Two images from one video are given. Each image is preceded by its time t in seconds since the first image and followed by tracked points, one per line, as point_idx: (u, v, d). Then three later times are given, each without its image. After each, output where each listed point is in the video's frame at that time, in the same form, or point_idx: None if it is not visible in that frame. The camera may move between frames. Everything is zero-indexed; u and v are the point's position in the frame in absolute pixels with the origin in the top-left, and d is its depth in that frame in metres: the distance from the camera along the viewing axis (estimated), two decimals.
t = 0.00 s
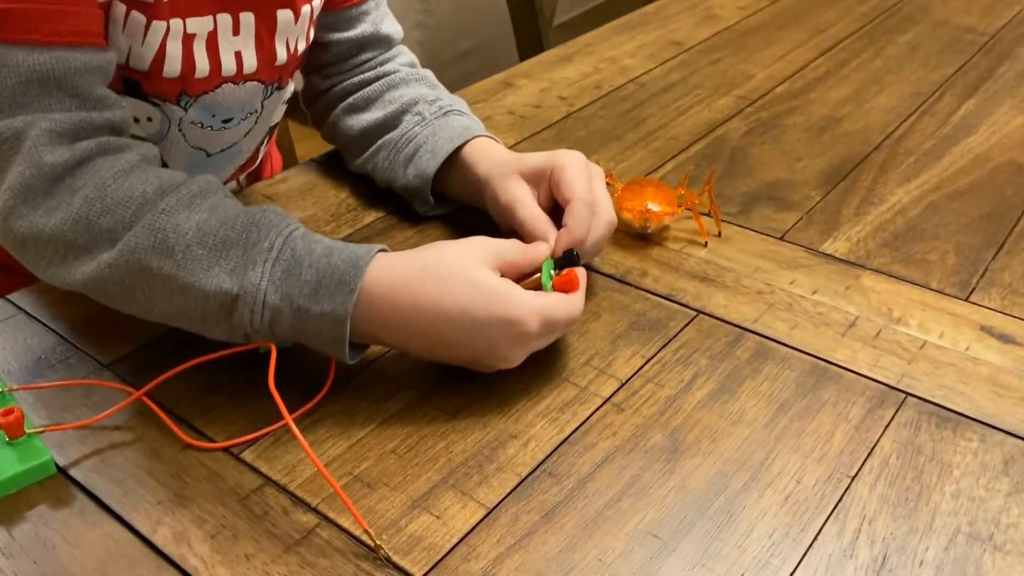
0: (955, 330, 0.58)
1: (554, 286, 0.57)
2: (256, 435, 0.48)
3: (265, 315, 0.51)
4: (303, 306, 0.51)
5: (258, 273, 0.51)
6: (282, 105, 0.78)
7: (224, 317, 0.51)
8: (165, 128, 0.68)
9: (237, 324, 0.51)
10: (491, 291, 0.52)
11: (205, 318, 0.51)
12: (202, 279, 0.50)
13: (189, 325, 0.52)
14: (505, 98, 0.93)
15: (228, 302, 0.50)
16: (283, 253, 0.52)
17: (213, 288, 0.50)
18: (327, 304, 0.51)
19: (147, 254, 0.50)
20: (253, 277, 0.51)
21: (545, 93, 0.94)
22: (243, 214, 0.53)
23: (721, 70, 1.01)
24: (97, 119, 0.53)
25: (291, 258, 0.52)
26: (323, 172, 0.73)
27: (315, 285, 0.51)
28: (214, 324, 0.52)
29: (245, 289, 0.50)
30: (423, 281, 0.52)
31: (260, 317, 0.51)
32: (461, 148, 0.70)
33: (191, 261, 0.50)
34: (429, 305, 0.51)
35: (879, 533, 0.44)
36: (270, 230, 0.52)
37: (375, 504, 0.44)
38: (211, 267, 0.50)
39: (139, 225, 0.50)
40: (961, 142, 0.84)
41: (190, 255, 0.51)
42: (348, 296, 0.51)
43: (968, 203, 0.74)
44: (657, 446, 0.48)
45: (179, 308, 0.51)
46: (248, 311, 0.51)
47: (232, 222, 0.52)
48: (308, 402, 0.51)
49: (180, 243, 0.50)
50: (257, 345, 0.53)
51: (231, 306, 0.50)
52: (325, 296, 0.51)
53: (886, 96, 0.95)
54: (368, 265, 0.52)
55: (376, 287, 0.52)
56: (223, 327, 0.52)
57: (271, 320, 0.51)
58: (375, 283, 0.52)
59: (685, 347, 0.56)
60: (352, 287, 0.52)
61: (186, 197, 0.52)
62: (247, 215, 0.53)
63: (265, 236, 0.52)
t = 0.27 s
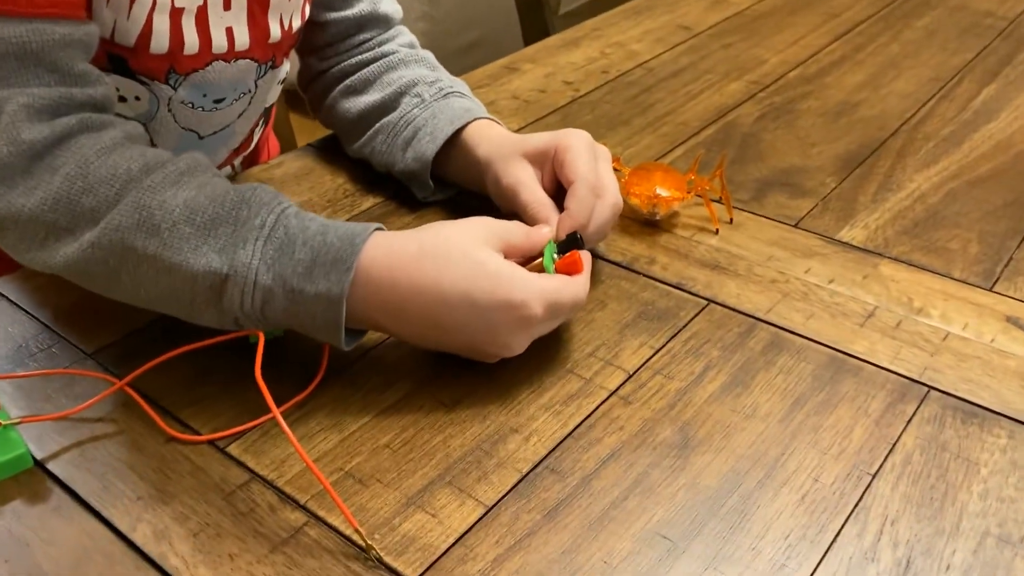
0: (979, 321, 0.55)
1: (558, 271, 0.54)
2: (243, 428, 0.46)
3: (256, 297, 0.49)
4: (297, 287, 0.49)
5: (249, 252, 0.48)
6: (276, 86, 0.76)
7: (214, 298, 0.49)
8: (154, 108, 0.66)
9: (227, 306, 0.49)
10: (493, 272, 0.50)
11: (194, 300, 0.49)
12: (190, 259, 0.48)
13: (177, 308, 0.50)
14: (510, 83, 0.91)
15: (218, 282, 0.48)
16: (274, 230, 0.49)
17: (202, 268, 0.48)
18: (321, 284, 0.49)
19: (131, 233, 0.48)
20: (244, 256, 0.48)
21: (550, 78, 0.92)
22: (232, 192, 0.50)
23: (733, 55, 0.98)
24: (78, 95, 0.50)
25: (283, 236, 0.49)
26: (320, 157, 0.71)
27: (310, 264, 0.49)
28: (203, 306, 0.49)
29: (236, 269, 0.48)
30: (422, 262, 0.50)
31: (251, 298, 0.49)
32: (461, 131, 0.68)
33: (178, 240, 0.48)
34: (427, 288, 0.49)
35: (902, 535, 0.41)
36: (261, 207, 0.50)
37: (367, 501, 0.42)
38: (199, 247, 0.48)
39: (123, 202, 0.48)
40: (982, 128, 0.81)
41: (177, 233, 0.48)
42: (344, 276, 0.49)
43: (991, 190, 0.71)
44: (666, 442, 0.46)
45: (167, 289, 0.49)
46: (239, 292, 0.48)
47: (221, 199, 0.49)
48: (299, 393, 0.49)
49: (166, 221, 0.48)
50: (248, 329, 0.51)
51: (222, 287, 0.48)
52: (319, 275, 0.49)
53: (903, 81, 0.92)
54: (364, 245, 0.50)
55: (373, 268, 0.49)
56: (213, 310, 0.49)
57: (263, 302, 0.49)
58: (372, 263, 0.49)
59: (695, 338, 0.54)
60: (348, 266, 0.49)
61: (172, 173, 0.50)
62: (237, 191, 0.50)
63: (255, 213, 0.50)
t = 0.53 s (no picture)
0: (1009, 308, 0.52)
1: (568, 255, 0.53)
2: (230, 419, 0.44)
3: (254, 242, 0.46)
4: (297, 229, 0.46)
5: (244, 194, 0.46)
6: (272, 62, 0.74)
7: (209, 247, 0.46)
8: (143, 84, 0.64)
9: (224, 256, 0.46)
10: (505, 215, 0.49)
11: (189, 253, 0.46)
12: (182, 205, 0.45)
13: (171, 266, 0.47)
14: (514, 66, 0.88)
15: (213, 229, 0.45)
16: (269, 173, 0.47)
17: (195, 214, 0.45)
18: (323, 225, 0.46)
19: (119, 184, 0.45)
20: (239, 198, 0.45)
21: (556, 61, 0.89)
22: (223, 141, 0.48)
23: (744, 37, 0.95)
24: (59, 62, 0.48)
25: (279, 179, 0.47)
26: (318, 142, 0.70)
27: (308, 206, 0.46)
28: (199, 260, 0.46)
29: (231, 212, 0.45)
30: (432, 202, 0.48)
31: (249, 244, 0.46)
32: (462, 113, 0.65)
33: (168, 187, 0.45)
34: (435, 228, 0.48)
35: (932, 534, 0.38)
36: (253, 152, 0.47)
37: (359, 497, 0.39)
38: (192, 193, 0.45)
39: (109, 155, 0.45)
40: (1006, 108, 0.78)
41: (167, 180, 0.45)
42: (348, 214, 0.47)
43: (1017, 172, 0.68)
44: (678, 435, 0.43)
45: (160, 243, 0.46)
46: (236, 237, 0.45)
47: (212, 147, 0.47)
48: (291, 381, 0.47)
49: (155, 169, 0.45)
50: (246, 285, 0.47)
51: (217, 233, 0.45)
52: (319, 216, 0.46)
53: (922, 61, 0.88)
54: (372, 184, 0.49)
55: (380, 204, 0.48)
56: (207, 262, 0.46)
57: (262, 248, 0.46)
58: (378, 202, 0.48)
59: (708, 326, 0.51)
60: (350, 205, 0.47)
61: (159, 128, 0.48)
62: (227, 141, 0.48)
63: (248, 158, 0.47)
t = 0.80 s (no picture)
0: None
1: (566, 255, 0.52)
2: (225, 417, 0.42)
3: (249, 232, 0.44)
4: (294, 220, 0.45)
5: (240, 183, 0.44)
6: (275, 54, 0.73)
7: (203, 239, 0.44)
8: (142, 74, 0.62)
9: (218, 248, 0.45)
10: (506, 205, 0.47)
11: (182, 244, 0.45)
12: (175, 195, 0.44)
13: (164, 259, 0.46)
14: (519, 58, 0.86)
15: (207, 219, 0.44)
16: (266, 161, 0.46)
17: (189, 203, 0.44)
18: (320, 216, 0.45)
19: (110, 173, 0.43)
20: (234, 187, 0.44)
21: (561, 53, 0.87)
22: (217, 129, 0.46)
23: (754, 29, 0.93)
24: (48, 50, 0.46)
25: (275, 167, 0.46)
26: (318, 134, 0.68)
27: (305, 195, 0.45)
28: (193, 251, 0.45)
29: (226, 201, 0.44)
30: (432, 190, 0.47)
31: (244, 234, 0.44)
32: (466, 103, 0.64)
33: (162, 176, 0.44)
34: (436, 217, 0.46)
35: (957, 538, 0.37)
36: (249, 140, 0.46)
37: (359, 498, 0.38)
38: (185, 182, 0.44)
39: (100, 144, 0.44)
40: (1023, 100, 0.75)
41: (160, 169, 0.44)
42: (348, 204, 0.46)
43: None
44: (690, 434, 0.41)
45: (153, 234, 0.45)
46: (231, 228, 0.44)
47: (206, 135, 0.46)
48: (289, 377, 0.45)
49: (148, 157, 0.44)
50: (241, 277, 0.46)
51: (212, 224, 0.44)
52: (317, 206, 0.45)
53: (936, 52, 0.86)
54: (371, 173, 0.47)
55: (379, 195, 0.46)
56: (201, 254, 0.45)
57: (257, 239, 0.45)
58: (377, 192, 0.46)
59: (719, 322, 0.49)
60: (348, 195, 0.46)
61: (152, 117, 0.46)
62: (222, 129, 0.47)
63: (244, 147, 0.46)
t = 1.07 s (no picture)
0: None
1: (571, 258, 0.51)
2: (222, 414, 0.42)
3: (251, 229, 0.44)
4: (297, 215, 0.44)
5: (242, 179, 0.44)
6: (274, 47, 0.72)
7: (205, 234, 0.44)
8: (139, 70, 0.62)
9: (219, 244, 0.44)
10: (509, 205, 0.46)
11: (183, 240, 0.44)
12: (177, 190, 0.43)
13: (165, 255, 0.45)
14: (521, 53, 0.86)
15: (209, 215, 0.43)
16: (268, 157, 0.45)
17: (191, 199, 0.43)
18: (323, 212, 0.44)
19: (110, 167, 0.43)
20: (237, 182, 0.43)
21: (564, 47, 0.87)
22: (219, 124, 0.46)
23: (758, 23, 0.92)
24: (45, 44, 0.46)
25: (278, 163, 0.45)
26: (319, 129, 0.67)
27: (309, 191, 0.45)
28: (193, 248, 0.44)
29: (228, 197, 0.43)
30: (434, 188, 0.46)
31: (247, 230, 0.44)
32: (468, 91, 0.63)
33: (163, 171, 0.43)
34: (436, 215, 0.45)
35: (969, 537, 0.36)
36: (251, 137, 0.45)
37: (359, 496, 0.37)
38: (187, 177, 0.43)
39: (100, 138, 0.43)
40: None
41: (161, 164, 0.43)
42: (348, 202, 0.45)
43: None
44: (696, 431, 0.41)
45: (153, 230, 0.44)
46: (233, 224, 0.43)
47: (208, 131, 0.45)
48: (288, 374, 0.45)
49: (149, 152, 0.43)
50: (241, 274, 0.45)
51: (214, 219, 0.43)
52: (319, 203, 0.45)
53: (943, 46, 0.85)
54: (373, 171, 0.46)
55: (380, 193, 0.45)
56: (202, 250, 0.44)
57: (259, 236, 0.44)
58: (377, 189, 0.46)
59: (725, 318, 0.48)
60: (351, 191, 0.45)
61: (153, 113, 0.46)
62: (223, 124, 0.46)
63: (246, 143, 0.45)
